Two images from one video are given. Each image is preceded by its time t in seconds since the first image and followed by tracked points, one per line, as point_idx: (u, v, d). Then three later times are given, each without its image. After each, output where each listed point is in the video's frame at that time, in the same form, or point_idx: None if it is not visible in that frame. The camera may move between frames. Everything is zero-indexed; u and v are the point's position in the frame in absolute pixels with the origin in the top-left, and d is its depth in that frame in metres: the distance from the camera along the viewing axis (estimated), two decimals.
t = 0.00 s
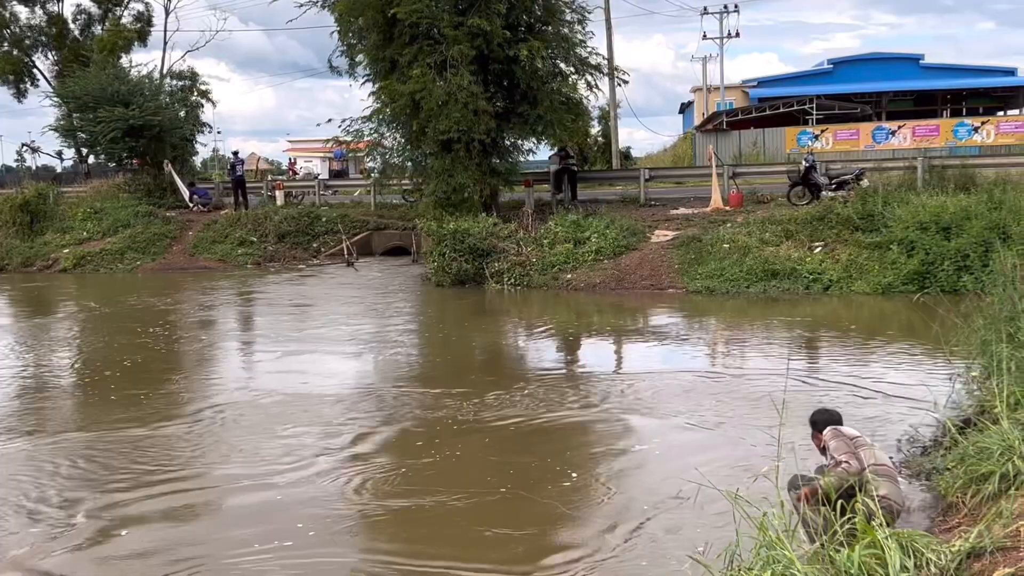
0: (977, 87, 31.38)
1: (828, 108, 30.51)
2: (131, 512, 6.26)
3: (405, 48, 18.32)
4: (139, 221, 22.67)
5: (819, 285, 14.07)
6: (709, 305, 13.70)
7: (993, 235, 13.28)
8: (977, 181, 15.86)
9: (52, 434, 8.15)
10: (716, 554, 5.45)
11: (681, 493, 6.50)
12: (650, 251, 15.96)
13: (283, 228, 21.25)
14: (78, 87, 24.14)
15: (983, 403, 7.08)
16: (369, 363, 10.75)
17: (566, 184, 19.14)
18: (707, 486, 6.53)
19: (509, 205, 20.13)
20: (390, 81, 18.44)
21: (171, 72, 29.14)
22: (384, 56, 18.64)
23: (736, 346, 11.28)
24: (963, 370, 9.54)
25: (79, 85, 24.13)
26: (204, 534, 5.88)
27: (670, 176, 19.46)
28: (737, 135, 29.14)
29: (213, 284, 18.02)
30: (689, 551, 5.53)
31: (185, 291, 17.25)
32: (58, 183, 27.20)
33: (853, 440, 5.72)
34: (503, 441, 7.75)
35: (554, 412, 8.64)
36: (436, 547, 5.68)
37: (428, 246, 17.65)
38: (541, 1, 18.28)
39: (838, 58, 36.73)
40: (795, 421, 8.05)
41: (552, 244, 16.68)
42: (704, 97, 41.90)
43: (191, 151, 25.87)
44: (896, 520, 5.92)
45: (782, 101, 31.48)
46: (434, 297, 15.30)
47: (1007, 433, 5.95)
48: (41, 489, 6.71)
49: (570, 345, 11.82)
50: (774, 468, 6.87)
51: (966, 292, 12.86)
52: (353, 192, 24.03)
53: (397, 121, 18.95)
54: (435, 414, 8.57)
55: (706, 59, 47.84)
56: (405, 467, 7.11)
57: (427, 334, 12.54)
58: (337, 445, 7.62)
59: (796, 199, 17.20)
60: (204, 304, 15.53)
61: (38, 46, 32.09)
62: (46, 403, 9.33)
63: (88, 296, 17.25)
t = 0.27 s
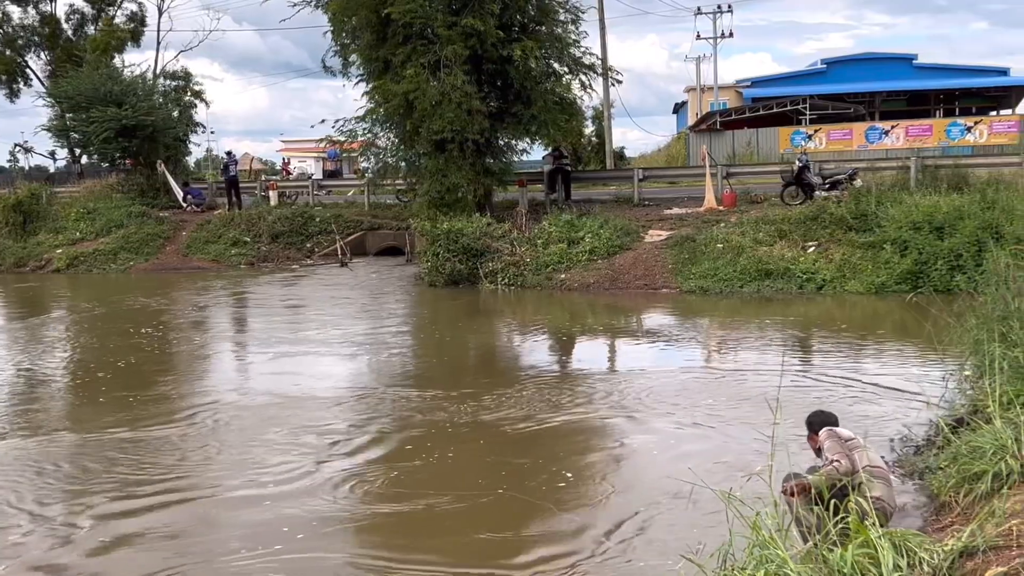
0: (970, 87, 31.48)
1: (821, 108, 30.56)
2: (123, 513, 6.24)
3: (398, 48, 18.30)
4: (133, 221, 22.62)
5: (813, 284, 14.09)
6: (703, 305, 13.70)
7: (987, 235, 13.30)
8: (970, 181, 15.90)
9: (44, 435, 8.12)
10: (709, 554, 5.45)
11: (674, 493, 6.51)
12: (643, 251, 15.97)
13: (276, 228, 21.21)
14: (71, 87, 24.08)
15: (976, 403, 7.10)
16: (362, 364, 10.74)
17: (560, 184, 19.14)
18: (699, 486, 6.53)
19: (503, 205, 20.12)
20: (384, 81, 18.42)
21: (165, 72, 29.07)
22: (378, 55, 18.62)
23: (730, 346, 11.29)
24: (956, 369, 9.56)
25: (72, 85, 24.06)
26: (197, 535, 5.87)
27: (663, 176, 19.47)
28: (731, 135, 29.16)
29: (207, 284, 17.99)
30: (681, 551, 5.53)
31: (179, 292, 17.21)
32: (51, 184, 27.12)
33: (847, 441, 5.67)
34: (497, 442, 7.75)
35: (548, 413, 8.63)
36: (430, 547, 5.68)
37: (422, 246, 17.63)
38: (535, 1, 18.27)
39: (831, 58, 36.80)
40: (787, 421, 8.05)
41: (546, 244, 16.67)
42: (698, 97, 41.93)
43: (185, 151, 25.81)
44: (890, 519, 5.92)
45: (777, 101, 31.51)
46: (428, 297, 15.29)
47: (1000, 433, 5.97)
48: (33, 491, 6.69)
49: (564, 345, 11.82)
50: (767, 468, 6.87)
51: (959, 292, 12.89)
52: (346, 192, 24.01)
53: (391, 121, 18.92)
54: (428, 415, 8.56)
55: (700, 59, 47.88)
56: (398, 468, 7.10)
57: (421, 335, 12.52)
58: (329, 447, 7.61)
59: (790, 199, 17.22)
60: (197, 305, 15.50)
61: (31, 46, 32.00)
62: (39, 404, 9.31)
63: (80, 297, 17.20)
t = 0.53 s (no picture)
0: (962, 87, 31.60)
1: (814, 108, 30.63)
2: (114, 516, 6.22)
3: (391, 48, 18.29)
4: (125, 221, 22.56)
5: (805, 285, 14.12)
6: (695, 305, 13.72)
7: (978, 235, 13.34)
8: (962, 181, 15.95)
9: (36, 437, 8.10)
10: (701, 553, 5.45)
11: (668, 493, 6.52)
12: (636, 251, 15.98)
13: (269, 228, 21.17)
14: (63, 87, 24.00)
15: (968, 402, 7.12)
16: (355, 365, 10.72)
17: (553, 184, 19.15)
18: (692, 486, 6.54)
19: (495, 205, 20.13)
20: (377, 81, 18.40)
21: (157, 72, 29.00)
22: (370, 55, 18.60)
23: (722, 345, 11.31)
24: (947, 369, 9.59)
25: (64, 84, 23.99)
26: (190, 537, 5.86)
27: (656, 176, 19.49)
28: (724, 135, 29.20)
29: (199, 284, 17.95)
30: (674, 552, 5.53)
31: (171, 292, 17.18)
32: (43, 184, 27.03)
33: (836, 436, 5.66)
34: (490, 443, 7.75)
35: (540, 414, 8.63)
36: (425, 547, 5.69)
37: (415, 246, 17.63)
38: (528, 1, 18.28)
39: (824, 59, 36.88)
40: (780, 422, 8.07)
41: (539, 244, 16.68)
42: (691, 97, 41.98)
43: (177, 151, 25.74)
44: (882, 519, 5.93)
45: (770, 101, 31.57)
46: (421, 298, 15.28)
47: (992, 432, 6.00)
48: (24, 493, 6.67)
49: (557, 345, 11.82)
50: (760, 468, 6.88)
51: (951, 292, 12.92)
52: (339, 192, 23.98)
53: (383, 121, 18.91)
54: (420, 416, 8.56)
55: (693, 58, 47.92)
56: (391, 469, 7.09)
57: (414, 335, 12.51)
58: (322, 448, 7.59)
59: (782, 199, 17.25)
60: (190, 305, 15.47)
61: (23, 46, 31.90)
62: (30, 405, 9.27)
63: (72, 297, 17.14)
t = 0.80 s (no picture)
0: (954, 88, 31.72)
1: (807, 109, 30.70)
2: (106, 516, 6.20)
3: (384, 47, 18.27)
4: (117, 221, 22.49)
5: (797, 285, 14.14)
6: (687, 305, 13.73)
7: (970, 235, 13.37)
8: (953, 181, 16.00)
9: (27, 438, 8.06)
10: (693, 553, 5.45)
11: (660, 493, 6.52)
12: (629, 251, 15.99)
13: (261, 228, 21.13)
14: (55, 87, 23.92)
15: (959, 402, 7.13)
16: (347, 366, 10.71)
17: (545, 184, 19.16)
18: (685, 486, 6.54)
19: (488, 205, 20.13)
20: (369, 81, 18.38)
21: (149, 72, 28.92)
22: (363, 55, 18.57)
23: (714, 345, 11.32)
24: (938, 368, 9.62)
25: (55, 84, 23.91)
26: (182, 537, 5.84)
27: (648, 176, 19.51)
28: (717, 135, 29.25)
29: (191, 284, 17.90)
30: (665, 551, 5.54)
31: (163, 292, 17.13)
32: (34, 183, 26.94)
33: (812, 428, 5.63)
34: (483, 443, 7.74)
35: (533, 414, 8.63)
36: (417, 548, 5.68)
37: (408, 246, 17.61)
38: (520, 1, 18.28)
39: (816, 59, 36.96)
40: (772, 422, 8.07)
41: (532, 244, 16.68)
42: (684, 98, 42.03)
43: (169, 151, 25.68)
44: (872, 519, 5.94)
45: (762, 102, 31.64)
46: (414, 298, 15.27)
47: (983, 432, 6.02)
48: (15, 495, 6.64)
49: (549, 345, 11.82)
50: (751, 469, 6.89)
51: (942, 292, 12.96)
52: (331, 192, 23.96)
53: (376, 121, 18.89)
54: (412, 417, 8.55)
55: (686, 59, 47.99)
56: (383, 469, 7.08)
57: (407, 335, 12.50)
58: (314, 449, 7.58)
59: (774, 199, 17.28)
60: (182, 306, 15.42)
61: (14, 45, 31.79)
62: (21, 406, 9.24)
63: (63, 297, 17.08)
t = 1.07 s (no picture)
0: (946, 88, 31.82)
1: (799, 109, 30.77)
2: (97, 517, 6.19)
3: (376, 47, 18.25)
4: (108, 221, 22.43)
5: (789, 284, 14.17)
6: (680, 305, 13.74)
7: (961, 235, 13.41)
8: (944, 181, 16.04)
9: (17, 438, 8.04)
10: (685, 552, 5.46)
11: (652, 492, 6.52)
12: (621, 251, 16.01)
13: (253, 227, 21.10)
14: (46, 86, 23.84)
15: (950, 402, 7.14)
16: (339, 366, 10.69)
17: (538, 184, 19.16)
18: (677, 485, 6.55)
19: (480, 204, 20.12)
20: (361, 80, 18.35)
21: (140, 71, 28.83)
22: (355, 55, 18.55)
23: (706, 345, 11.33)
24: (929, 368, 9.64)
25: (46, 83, 23.83)
26: (174, 538, 5.83)
27: (641, 176, 19.52)
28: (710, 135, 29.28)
29: (183, 284, 17.86)
30: (658, 550, 5.54)
31: (155, 292, 17.09)
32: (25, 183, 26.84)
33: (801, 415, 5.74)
34: (475, 443, 7.74)
35: (525, 414, 8.63)
36: (410, 549, 5.67)
37: (400, 246, 17.60)
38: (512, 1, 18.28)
39: (809, 59, 37.01)
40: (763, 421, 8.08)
41: (524, 244, 16.68)
42: (676, 97, 42.07)
43: (161, 150, 25.61)
44: (863, 518, 5.94)
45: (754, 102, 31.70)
46: (406, 298, 15.26)
47: (974, 432, 6.02)
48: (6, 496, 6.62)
49: (541, 345, 11.82)
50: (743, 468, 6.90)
51: (933, 292, 13.00)
52: (324, 191, 23.93)
53: (368, 121, 18.87)
54: (404, 417, 8.54)
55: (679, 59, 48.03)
56: (376, 470, 7.08)
57: (399, 336, 12.48)
58: (305, 449, 7.57)
59: (766, 199, 17.31)
60: (173, 306, 15.37)
61: (5, 44, 31.68)
62: (13, 406, 9.21)
63: (54, 297, 17.02)
